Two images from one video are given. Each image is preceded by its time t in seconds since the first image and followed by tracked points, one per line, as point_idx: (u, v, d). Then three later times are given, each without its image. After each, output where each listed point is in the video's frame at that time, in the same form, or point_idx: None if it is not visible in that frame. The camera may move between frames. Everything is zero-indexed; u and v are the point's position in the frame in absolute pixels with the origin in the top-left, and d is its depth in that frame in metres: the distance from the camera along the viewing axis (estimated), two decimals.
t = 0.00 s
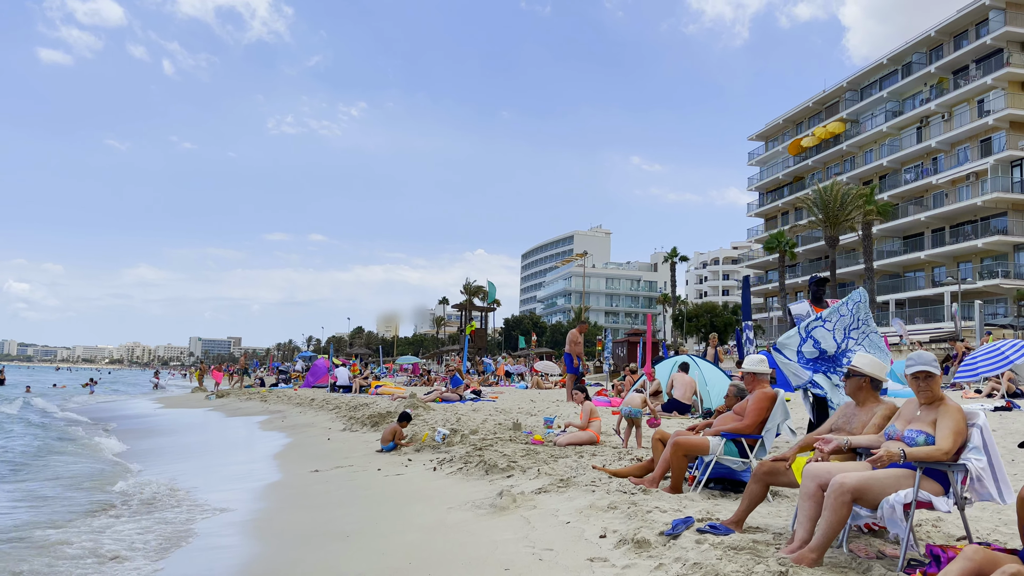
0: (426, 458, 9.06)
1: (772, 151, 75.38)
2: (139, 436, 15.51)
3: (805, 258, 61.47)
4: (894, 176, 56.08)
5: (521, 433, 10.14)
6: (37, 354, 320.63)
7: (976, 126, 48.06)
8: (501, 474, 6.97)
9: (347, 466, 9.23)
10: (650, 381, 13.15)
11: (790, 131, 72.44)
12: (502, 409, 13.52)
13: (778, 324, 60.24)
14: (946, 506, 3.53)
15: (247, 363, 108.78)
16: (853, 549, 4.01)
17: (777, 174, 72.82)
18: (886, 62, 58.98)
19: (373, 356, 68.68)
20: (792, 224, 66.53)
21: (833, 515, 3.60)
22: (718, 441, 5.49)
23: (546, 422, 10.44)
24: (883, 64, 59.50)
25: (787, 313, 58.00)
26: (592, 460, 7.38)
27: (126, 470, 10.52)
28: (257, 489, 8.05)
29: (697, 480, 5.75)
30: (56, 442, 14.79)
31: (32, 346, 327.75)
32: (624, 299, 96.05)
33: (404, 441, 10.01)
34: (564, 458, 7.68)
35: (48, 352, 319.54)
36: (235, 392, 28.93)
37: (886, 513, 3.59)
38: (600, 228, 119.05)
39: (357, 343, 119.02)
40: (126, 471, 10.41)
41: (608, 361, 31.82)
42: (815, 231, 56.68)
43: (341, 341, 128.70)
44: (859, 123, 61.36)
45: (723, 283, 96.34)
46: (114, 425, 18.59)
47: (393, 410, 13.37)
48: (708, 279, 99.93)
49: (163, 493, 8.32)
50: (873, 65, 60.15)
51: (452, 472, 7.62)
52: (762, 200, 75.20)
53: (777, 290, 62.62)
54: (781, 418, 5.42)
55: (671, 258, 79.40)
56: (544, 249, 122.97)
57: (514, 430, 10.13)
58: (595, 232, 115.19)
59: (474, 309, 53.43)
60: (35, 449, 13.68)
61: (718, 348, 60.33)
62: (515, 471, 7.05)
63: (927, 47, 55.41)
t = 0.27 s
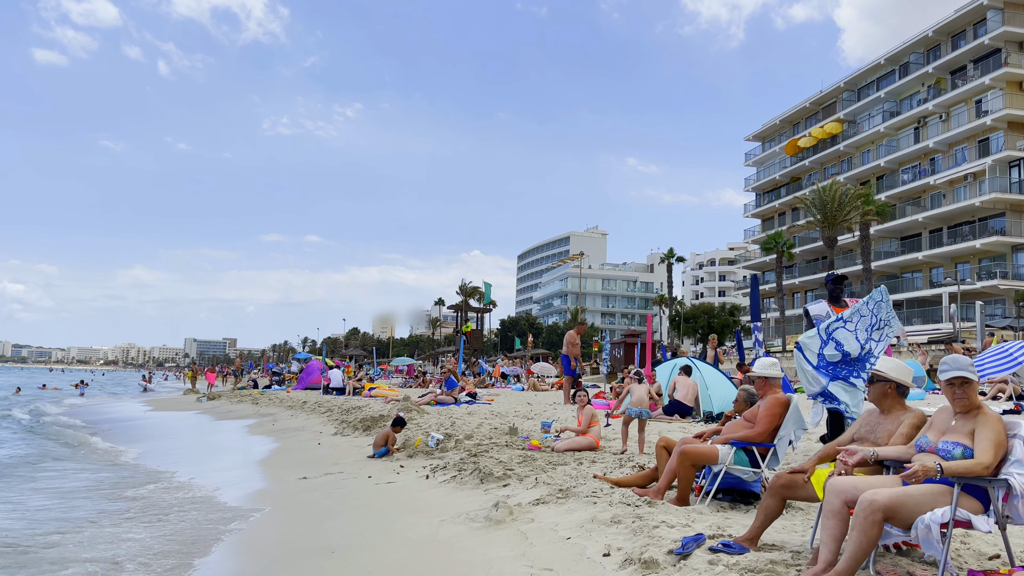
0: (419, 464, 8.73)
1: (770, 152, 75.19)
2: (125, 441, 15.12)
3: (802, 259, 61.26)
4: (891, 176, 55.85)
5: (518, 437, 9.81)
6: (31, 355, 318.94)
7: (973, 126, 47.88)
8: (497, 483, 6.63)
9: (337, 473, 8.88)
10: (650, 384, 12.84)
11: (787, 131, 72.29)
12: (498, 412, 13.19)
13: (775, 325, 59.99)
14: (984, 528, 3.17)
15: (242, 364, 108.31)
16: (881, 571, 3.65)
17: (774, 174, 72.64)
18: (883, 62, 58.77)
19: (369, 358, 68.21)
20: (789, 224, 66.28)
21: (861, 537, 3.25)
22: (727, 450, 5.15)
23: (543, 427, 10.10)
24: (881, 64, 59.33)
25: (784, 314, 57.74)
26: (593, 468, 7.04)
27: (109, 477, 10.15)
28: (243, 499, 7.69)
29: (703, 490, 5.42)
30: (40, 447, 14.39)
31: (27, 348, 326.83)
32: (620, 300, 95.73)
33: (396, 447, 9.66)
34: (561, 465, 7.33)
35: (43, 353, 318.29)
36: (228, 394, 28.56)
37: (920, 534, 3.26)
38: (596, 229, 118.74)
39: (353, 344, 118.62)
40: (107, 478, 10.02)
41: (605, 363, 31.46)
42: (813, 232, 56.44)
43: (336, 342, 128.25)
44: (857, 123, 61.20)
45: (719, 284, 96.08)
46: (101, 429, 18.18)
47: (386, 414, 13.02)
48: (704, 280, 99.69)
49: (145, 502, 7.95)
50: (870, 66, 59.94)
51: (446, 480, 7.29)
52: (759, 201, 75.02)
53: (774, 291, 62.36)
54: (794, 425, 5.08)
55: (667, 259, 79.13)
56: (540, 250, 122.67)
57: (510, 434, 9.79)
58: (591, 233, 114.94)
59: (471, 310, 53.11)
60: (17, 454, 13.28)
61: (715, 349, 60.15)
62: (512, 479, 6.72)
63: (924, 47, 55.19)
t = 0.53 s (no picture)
0: (421, 467, 8.44)
1: (771, 151, 74.85)
2: (119, 443, 14.78)
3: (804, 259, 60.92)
4: (894, 175, 55.50)
5: (522, 440, 9.50)
6: (31, 356, 318.48)
7: (977, 125, 47.53)
8: (503, 489, 6.33)
9: (336, 477, 8.57)
10: (656, 385, 12.52)
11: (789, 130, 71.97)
12: (500, 414, 12.87)
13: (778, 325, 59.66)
14: None
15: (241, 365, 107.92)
16: None
17: (775, 174, 72.31)
18: (885, 61, 58.45)
19: (368, 358, 67.85)
20: (791, 224, 65.94)
21: (913, 552, 2.93)
22: (750, 454, 4.84)
23: (549, 429, 9.78)
24: (883, 63, 59.01)
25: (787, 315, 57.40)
26: (603, 473, 6.73)
27: (100, 481, 9.82)
28: (239, 506, 7.38)
29: (722, 497, 5.11)
30: (31, 450, 14.05)
31: (27, 349, 326.29)
32: (621, 300, 95.38)
33: (397, 449, 9.36)
34: (570, 469, 7.02)
35: (42, 354, 317.99)
36: (226, 396, 28.19)
37: (978, 551, 2.94)
38: (596, 229, 118.34)
39: (352, 345, 118.19)
40: (98, 483, 9.70)
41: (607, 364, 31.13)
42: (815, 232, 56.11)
43: (336, 343, 127.83)
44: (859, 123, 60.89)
45: (719, 285, 95.73)
46: (96, 432, 17.84)
47: (386, 415, 12.70)
48: (705, 280, 99.33)
49: (135, 508, 7.63)
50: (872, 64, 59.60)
51: (450, 485, 6.99)
52: (760, 200, 74.69)
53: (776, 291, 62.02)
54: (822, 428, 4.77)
55: (669, 259, 78.78)
56: (540, 250, 122.30)
57: (515, 437, 9.48)
58: (591, 233, 114.56)
59: (471, 310, 52.73)
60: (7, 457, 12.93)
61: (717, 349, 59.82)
62: (519, 484, 6.42)
63: (927, 46, 54.86)
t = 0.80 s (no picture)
0: (428, 473, 8.16)
1: (777, 151, 74.45)
2: (120, 447, 14.50)
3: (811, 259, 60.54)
4: (901, 175, 55.07)
5: (531, 444, 9.20)
6: (37, 357, 318.75)
7: (986, 124, 47.08)
8: (514, 498, 6.03)
9: (341, 483, 8.29)
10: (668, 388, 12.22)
11: (795, 130, 71.60)
12: (508, 417, 12.59)
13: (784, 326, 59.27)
14: None
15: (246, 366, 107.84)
16: None
17: (781, 174, 71.94)
18: (892, 60, 58.02)
19: (373, 359, 67.54)
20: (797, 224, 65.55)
21: None
22: (780, 463, 4.56)
23: (559, 433, 9.49)
24: (890, 62, 58.62)
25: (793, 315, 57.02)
26: (618, 480, 6.44)
27: (96, 488, 9.54)
28: (238, 516, 7.08)
29: (746, 509, 4.83)
30: (30, 454, 13.78)
31: (32, 350, 327.12)
32: (626, 301, 95.00)
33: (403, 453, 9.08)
34: (583, 476, 6.73)
35: (49, 355, 318.56)
36: (229, 397, 27.94)
37: None
38: (601, 230, 117.99)
39: (357, 345, 118.02)
40: (93, 490, 9.42)
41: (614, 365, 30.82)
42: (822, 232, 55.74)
43: (340, 344, 127.67)
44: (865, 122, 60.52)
45: (725, 285, 95.27)
46: (97, 434, 17.59)
47: (392, 418, 12.39)
48: (710, 281, 98.92)
49: (129, 518, 7.35)
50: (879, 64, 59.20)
51: (458, 491, 6.69)
52: (766, 201, 74.32)
53: (782, 292, 61.64)
54: (856, 435, 4.48)
55: (674, 260, 78.42)
56: (545, 251, 122.01)
57: (525, 441, 9.18)
58: (596, 234, 114.23)
59: (476, 311, 52.43)
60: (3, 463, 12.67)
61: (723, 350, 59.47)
62: (531, 493, 6.12)
63: (934, 45, 54.46)
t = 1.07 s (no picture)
0: (437, 472, 7.87)
1: (786, 149, 73.98)
2: (121, 447, 14.26)
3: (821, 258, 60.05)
4: (913, 173, 54.49)
5: (542, 443, 8.90)
6: (46, 357, 319.94)
7: (998, 121, 46.36)
8: (527, 498, 5.74)
9: (346, 483, 8.02)
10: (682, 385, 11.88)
11: (804, 128, 71.13)
12: (516, 415, 12.29)
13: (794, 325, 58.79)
14: None
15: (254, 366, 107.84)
16: None
17: (791, 173, 71.47)
18: (903, 57, 57.51)
19: (379, 358, 67.26)
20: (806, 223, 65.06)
21: None
22: (813, 461, 4.26)
23: (571, 432, 9.18)
24: (900, 59, 58.13)
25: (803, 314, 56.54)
26: (635, 481, 6.14)
27: (96, 488, 9.29)
28: (239, 516, 6.82)
29: (774, 511, 4.53)
30: (30, 454, 13.54)
31: (42, 351, 328.66)
32: (634, 301, 94.51)
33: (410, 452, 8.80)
34: (598, 477, 6.43)
35: (58, 356, 319.80)
36: (236, 397, 27.74)
37: None
38: (608, 230, 117.60)
39: (365, 346, 117.89)
40: (93, 490, 9.17)
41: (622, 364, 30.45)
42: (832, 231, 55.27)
43: (348, 344, 127.63)
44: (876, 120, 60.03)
45: (733, 285, 94.68)
46: (100, 434, 17.33)
47: (399, 417, 12.11)
48: (719, 281, 98.42)
49: (129, 519, 7.09)
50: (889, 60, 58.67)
51: (468, 491, 6.40)
52: (775, 199, 73.84)
53: (792, 291, 61.16)
54: (894, 431, 4.17)
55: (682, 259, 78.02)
56: (553, 251, 121.70)
57: (536, 441, 8.89)
58: (604, 233, 113.86)
59: (484, 311, 52.15)
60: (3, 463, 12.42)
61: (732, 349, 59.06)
62: (544, 493, 5.83)
63: (946, 41, 53.94)
